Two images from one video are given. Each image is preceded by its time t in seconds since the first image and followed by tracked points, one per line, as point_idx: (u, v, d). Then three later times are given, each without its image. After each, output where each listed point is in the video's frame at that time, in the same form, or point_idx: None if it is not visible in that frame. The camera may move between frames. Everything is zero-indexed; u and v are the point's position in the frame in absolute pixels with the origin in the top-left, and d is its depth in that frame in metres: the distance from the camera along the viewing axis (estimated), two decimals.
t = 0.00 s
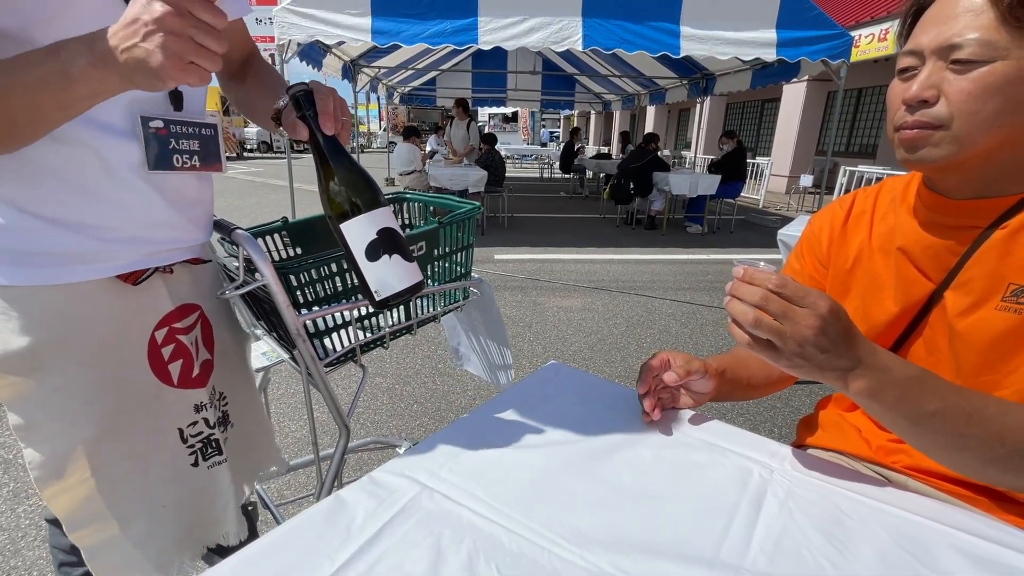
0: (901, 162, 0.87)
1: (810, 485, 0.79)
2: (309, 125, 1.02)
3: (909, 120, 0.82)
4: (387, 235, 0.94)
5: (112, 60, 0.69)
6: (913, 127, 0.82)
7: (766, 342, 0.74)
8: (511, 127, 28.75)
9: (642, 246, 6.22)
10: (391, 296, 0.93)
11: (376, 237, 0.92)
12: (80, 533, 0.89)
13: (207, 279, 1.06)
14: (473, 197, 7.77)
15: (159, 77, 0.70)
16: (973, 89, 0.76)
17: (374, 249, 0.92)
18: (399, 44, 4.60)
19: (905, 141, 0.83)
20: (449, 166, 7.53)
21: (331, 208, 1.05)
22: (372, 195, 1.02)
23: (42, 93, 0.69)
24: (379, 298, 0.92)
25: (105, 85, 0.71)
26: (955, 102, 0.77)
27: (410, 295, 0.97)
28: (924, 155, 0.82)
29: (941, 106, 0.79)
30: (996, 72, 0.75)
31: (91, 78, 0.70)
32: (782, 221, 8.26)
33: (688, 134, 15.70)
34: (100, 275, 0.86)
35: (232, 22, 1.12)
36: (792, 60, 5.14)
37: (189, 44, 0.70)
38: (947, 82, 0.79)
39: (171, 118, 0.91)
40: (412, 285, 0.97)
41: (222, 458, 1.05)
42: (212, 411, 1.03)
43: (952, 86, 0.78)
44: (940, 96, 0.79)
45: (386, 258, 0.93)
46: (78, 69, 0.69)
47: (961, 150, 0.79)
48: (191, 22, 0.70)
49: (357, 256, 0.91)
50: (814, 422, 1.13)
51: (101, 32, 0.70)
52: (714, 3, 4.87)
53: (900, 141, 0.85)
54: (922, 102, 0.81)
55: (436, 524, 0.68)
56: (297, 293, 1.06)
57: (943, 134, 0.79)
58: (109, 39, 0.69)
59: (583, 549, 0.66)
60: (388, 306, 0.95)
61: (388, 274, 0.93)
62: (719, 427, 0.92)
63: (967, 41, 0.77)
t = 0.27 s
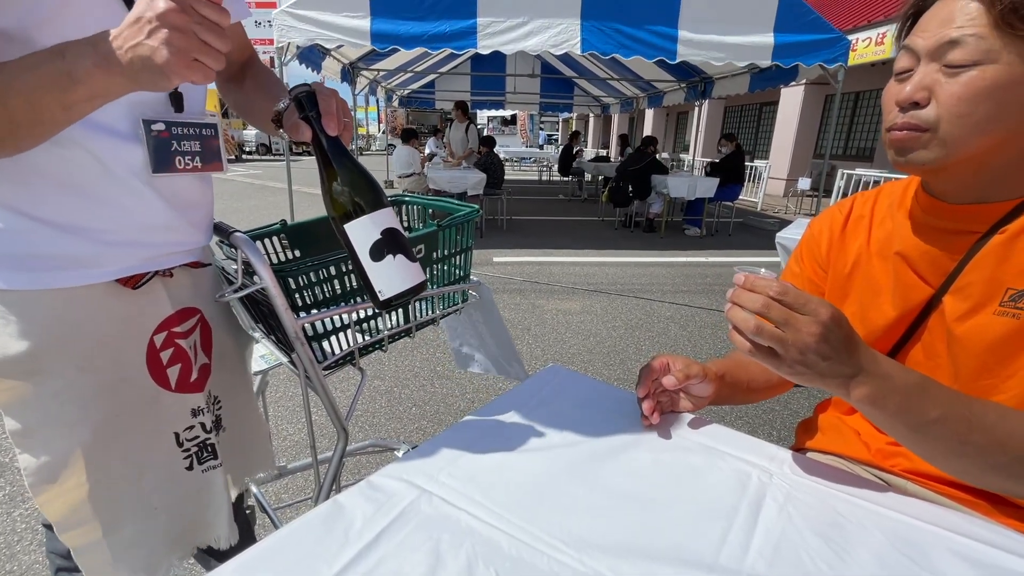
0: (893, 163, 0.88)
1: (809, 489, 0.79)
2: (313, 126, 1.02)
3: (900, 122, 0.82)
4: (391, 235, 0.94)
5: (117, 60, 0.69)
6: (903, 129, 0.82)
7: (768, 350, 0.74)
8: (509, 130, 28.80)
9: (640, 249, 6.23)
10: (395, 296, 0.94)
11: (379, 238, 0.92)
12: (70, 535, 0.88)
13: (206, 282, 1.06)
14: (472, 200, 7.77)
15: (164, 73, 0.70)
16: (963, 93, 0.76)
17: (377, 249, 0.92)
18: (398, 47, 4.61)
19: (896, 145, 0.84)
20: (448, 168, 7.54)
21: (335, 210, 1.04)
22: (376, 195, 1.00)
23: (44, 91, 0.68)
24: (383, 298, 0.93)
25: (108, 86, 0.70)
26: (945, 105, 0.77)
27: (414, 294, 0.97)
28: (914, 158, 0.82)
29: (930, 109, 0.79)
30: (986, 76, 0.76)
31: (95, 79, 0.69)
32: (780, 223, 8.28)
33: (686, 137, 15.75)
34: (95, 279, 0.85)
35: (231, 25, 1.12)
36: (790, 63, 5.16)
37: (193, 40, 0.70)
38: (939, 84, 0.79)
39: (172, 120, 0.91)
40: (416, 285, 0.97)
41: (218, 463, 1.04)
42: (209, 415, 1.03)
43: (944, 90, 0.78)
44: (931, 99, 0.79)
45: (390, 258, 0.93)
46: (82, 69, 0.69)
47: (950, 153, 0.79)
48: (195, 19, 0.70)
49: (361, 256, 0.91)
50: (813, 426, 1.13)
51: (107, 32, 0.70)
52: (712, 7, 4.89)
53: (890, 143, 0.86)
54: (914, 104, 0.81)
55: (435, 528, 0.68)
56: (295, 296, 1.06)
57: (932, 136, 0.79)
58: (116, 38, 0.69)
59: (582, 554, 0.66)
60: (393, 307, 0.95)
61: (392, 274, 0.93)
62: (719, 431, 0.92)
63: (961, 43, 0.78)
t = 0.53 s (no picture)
0: (889, 159, 0.88)
1: (807, 496, 0.78)
2: (309, 128, 1.02)
3: (900, 116, 0.83)
4: (388, 237, 0.94)
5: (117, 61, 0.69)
6: (902, 123, 0.83)
7: (769, 359, 0.74)
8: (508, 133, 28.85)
9: (638, 252, 6.23)
10: (394, 298, 0.93)
11: (377, 240, 0.92)
12: (66, 544, 0.88)
13: (202, 287, 1.05)
14: (470, 203, 7.77)
15: (165, 73, 0.69)
16: (964, 90, 0.77)
17: (376, 251, 0.92)
18: (396, 51, 4.61)
19: (892, 138, 0.84)
20: (446, 171, 7.54)
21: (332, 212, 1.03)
22: (373, 200, 1.02)
23: (42, 98, 0.68)
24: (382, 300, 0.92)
25: (109, 87, 0.70)
26: (943, 102, 0.78)
27: (413, 296, 0.97)
28: (908, 153, 0.83)
29: (930, 105, 0.79)
30: (987, 75, 0.76)
31: (94, 82, 0.69)
32: (777, 227, 8.30)
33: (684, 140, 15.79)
34: (92, 284, 0.85)
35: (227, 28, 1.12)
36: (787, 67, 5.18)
37: (193, 40, 0.70)
38: (940, 81, 0.79)
39: (168, 125, 0.91)
40: (414, 286, 0.97)
41: (214, 469, 1.03)
42: (205, 421, 1.02)
43: (944, 86, 0.78)
44: (931, 95, 0.80)
45: (389, 260, 0.93)
46: (82, 73, 0.68)
47: (945, 151, 0.80)
48: (194, 20, 0.71)
49: (359, 259, 0.91)
50: (811, 431, 1.13)
51: (105, 35, 0.70)
52: (709, 11, 4.92)
53: (888, 136, 0.86)
54: (914, 99, 0.81)
55: (432, 535, 0.68)
56: (292, 301, 1.05)
57: (928, 132, 0.80)
58: (115, 40, 0.69)
59: (580, 562, 0.65)
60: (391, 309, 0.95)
61: (390, 275, 0.93)
62: (717, 437, 0.92)
63: (967, 40, 0.78)
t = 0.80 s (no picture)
0: (881, 165, 0.89)
1: (800, 500, 0.79)
2: (304, 134, 1.02)
3: (891, 120, 0.84)
4: (384, 239, 0.95)
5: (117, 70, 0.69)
6: (894, 127, 0.84)
7: (761, 372, 0.76)
8: (506, 137, 28.93)
9: (635, 256, 6.25)
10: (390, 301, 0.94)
11: (373, 243, 0.93)
12: (61, 549, 0.88)
13: (200, 292, 1.06)
14: (467, 207, 7.79)
15: (164, 83, 0.70)
16: (956, 96, 0.78)
17: (372, 254, 0.92)
18: (394, 56, 4.63)
19: (884, 141, 0.85)
20: (443, 175, 7.56)
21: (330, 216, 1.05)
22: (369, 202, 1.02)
23: (42, 109, 0.69)
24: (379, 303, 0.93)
25: (109, 97, 0.71)
26: (937, 107, 0.79)
27: (412, 298, 0.98)
28: (898, 156, 0.84)
29: (923, 109, 0.81)
30: (980, 81, 0.78)
31: (95, 92, 0.70)
32: (774, 230, 8.33)
33: (681, 144, 15.87)
34: (91, 289, 0.85)
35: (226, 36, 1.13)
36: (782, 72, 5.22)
37: (192, 50, 0.70)
38: (933, 86, 0.81)
39: (166, 130, 0.91)
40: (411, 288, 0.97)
41: (211, 473, 1.03)
42: (201, 425, 1.02)
43: (937, 91, 0.80)
44: (924, 99, 0.81)
45: (385, 263, 0.94)
46: (83, 83, 0.69)
47: (937, 156, 0.81)
48: (193, 28, 0.70)
49: (356, 262, 0.92)
50: (805, 434, 1.14)
51: (108, 45, 0.71)
52: (705, 17, 4.95)
53: (879, 140, 0.87)
54: (907, 103, 0.83)
55: (427, 540, 0.68)
56: (289, 305, 1.06)
57: (921, 136, 0.81)
58: (116, 51, 0.70)
59: (574, 564, 0.66)
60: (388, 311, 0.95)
61: (386, 276, 0.93)
62: (711, 441, 0.93)
63: (961, 47, 0.79)
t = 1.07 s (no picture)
0: (872, 169, 0.90)
1: (793, 502, 0.80)
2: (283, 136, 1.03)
3: (883, 124, 0.86)
4: (375, 233, 0.94)
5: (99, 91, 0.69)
6: (885, 131, 0.85)
7: (753, 377, 0.77)
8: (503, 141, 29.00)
9: (631, 260, 6.27)
10: (390, 295, 0.91)
11: (364, 238, 0.93)
12: (55, 550, 0.88)
13: (196, 297, 1.06)
14: (464, 212, 7.80)
15: (140, 86, 0.69)
16: (947, 101, 0.79)
17: (364, 248, 0.92)
18: (391, 61, 4.64)
19: (876, 144, 0.87)
20: (440, 180, 7.57)
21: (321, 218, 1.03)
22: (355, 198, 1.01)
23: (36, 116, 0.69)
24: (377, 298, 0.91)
25: (89, 117, 0.71)
26: (928, 112, 0.80)
27: (413, 292, 0.94)
28: (890, 159, 0.85)
29: (915, 114, 0.82)
30: (970, 87, 0.79)
31: (77, 113, 0.70)
32: (769, 235, 8.37)
33: (677, 149, 15.94)
34: (85, 295, 0.85)
35: (219, 42, 1.14)
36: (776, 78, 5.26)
37: (160, 49, 0.69)
38: (924, 91, 0.82)
39: (159, 136, 0.92)
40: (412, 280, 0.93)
41: (205, 477, 1.03)
42: (196, 430, 1.02)
43: (929, 96, 0.81)
44: (916, 104, 0.82)
45: (378, 256, 0.92)
46: (65, 104, 0.70)
47: (927, 161, 0.82)
48: (160, 28, 0.69)
49: (350, 257, 0.94)
50: (800, 437, 1.15)
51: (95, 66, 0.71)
52: (700, 23, 4.99)
53: (871, 145, 0.89)
54: (899, 108, 0.84)
55: (424, 543, 0.69)
56: (285, 310, 1.07)
57: (912, 141, 0.82)
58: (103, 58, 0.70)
59: (568, 566, 0.66)
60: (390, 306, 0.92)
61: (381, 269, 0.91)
62: (706, 444, 0.93)
63: (951, 53, 0.81)
